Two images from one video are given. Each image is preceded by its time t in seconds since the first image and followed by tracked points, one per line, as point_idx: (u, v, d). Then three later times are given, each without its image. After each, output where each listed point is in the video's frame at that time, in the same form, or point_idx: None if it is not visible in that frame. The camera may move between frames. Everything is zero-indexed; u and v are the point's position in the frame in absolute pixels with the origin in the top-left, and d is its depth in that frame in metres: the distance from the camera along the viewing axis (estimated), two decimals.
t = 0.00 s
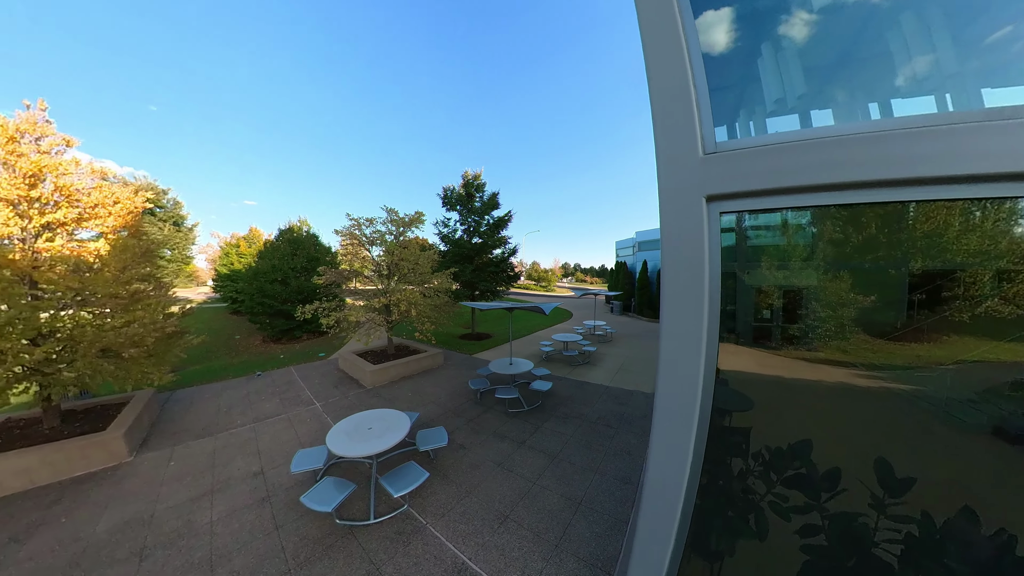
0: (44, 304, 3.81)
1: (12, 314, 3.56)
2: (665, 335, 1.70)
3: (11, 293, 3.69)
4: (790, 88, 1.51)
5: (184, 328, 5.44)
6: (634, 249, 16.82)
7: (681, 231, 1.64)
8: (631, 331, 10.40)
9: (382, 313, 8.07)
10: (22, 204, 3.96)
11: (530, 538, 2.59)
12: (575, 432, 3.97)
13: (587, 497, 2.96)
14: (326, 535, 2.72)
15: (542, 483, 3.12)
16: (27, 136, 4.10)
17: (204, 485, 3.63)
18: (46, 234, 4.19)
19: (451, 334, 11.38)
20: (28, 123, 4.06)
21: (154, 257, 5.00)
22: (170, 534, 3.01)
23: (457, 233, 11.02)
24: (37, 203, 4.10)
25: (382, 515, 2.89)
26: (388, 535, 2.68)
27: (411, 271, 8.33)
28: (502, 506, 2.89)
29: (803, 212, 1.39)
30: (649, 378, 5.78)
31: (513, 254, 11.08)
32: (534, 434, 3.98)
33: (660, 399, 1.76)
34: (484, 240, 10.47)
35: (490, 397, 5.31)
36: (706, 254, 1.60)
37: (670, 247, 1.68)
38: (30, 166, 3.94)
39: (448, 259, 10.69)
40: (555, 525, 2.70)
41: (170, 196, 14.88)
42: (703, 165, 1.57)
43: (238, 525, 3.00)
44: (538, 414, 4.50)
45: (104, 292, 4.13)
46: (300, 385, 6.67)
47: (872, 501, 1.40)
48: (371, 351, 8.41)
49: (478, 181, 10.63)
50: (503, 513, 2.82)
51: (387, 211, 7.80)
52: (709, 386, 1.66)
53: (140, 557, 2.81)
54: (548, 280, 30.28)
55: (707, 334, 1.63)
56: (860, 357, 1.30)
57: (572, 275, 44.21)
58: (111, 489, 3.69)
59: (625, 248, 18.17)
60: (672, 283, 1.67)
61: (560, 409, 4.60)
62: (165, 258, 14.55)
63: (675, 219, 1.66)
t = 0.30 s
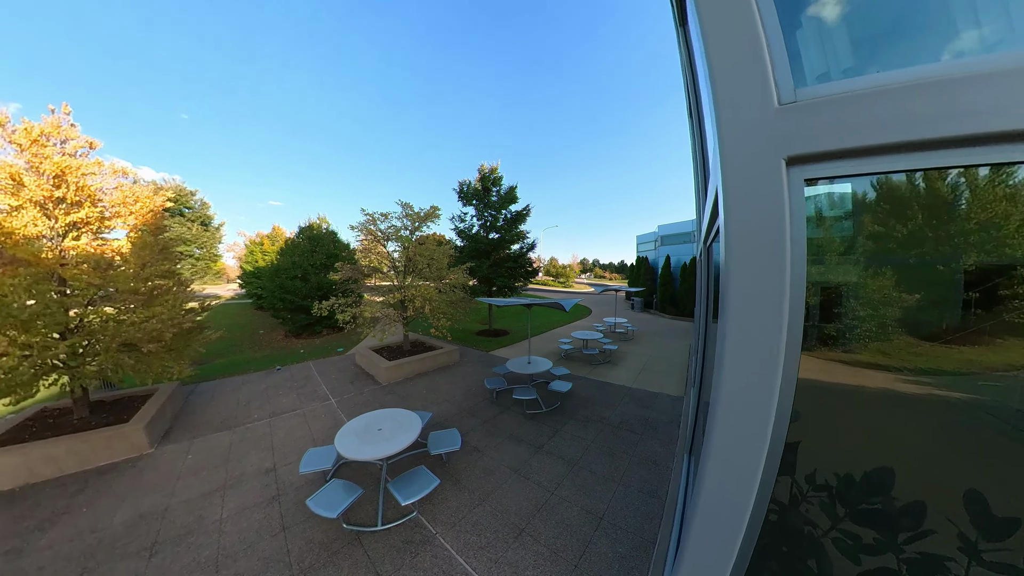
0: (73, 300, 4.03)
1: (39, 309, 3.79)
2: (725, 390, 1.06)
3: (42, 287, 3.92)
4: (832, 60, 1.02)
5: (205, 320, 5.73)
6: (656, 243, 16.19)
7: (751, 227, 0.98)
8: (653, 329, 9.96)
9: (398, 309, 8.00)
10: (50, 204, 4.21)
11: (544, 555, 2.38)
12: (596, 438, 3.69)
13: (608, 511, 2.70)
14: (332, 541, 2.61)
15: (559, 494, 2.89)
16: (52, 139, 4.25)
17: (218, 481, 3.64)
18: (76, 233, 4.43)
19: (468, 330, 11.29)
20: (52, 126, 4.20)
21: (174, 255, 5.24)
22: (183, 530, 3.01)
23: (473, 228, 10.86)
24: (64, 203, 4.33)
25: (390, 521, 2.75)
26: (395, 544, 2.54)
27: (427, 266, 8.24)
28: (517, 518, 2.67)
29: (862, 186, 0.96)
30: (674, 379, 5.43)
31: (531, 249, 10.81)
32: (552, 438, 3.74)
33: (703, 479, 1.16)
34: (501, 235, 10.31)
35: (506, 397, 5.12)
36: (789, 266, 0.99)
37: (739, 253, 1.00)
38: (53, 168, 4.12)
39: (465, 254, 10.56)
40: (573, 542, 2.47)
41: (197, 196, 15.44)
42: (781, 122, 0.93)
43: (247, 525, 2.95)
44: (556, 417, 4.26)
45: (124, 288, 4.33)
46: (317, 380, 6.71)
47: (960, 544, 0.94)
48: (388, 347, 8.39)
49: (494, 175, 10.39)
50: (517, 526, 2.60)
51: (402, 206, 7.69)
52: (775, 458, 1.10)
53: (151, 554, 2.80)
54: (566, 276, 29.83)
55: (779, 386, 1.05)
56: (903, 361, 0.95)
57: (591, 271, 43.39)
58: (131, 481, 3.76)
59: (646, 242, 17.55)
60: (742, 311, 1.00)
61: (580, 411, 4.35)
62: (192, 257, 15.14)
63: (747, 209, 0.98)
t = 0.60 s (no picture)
0: (95, 300, 4.28)
1: (66, 305, 4.05)
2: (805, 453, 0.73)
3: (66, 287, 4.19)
4: None
5: (224, 317, 5.97)
6: (678, 238, 15.45)
7: (859, 207, 0.64)
8: (676, 328, 9.50)
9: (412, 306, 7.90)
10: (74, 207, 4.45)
11: None
12: (616, 447, 3.43)
13: (627, 532, 2.46)
14: (332, 549, 2.51)
15: (574, 509, 2.66)
16: (76, 144, 4.48)
17: (229, 477, 3.66)
18: (99, 233, 4.65)
19: (484, 327, 11.15)
20: (74, 132, 4.44)
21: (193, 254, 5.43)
22: (192, 527, 3.02)
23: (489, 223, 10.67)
24: (88, 205, 4.57)
25: (393, 531, 2.62)
26: (397, 557, 2.39)
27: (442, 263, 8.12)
28: (527, 535, 2.48)
29: (969, 148, 0.66)
30: (699, 383, 5.07)
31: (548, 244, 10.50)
32: (568, 445, 3.52)
33: (760, 567, 0.84)
34: (518, 230, 10.10)
35: (520, 399, 4.92)
36: (918, 273, 0.64)
37: (840, 246, 0.65)
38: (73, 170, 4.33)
39: (481, 250, 10.41)
40: (586, 565, 2.25)
41: (222, 197, 16.00)
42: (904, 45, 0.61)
43: (252, 525, 2.93)
44: (571, 422, 4.03)
45: (144, 285, 4.49)
46: (332, 376, 6.75)
47: None
48: (403, 343, 8.36)
49: (511, 168, 10.14)
50: (527, 544, 2.40)
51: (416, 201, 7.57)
52: (865, 546, 0.76)
53: (160, 550, 2.83)
54: (584, 273, 29.24)
55: (888, 451, 0.71)
56: (955, 368, 0.69)
57: (610, 267, 42.46)
58: (150, 474, 3.85)
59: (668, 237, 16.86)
60: (841, 335, 0.66)
61: (599, 417, 4.09)
62: (219, 255, 15.74)
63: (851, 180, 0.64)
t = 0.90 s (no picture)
0: (120, 295, 4.45)
1: (94, 298, 4.22)
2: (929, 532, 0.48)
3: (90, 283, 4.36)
4: None
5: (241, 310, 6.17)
6: (703, 233, 14.71)
7: None
8: (700, 326, 8.98)
9: (425, 301, 7.81)
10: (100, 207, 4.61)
11: None
12: (633, 455, 3.18)
13: (642, 552, 2.24)
14: (329, 551, 2.44)
15: (583, 522, 2.46)
16: (100, 146, 4.58)
17: (239, 469, 3.73)
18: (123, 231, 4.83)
19: (499, 323, 11.00)
20: (98, 135, 4.53)
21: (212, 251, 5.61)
22: (199, 517, 3.09)
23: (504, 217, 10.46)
24: (113, 205, 4.73)
25: (393, 535, 2.52)
26: (394, 565, 2.28)
27: (455, 257, 8.01)
28: (532, 549, 2.30)
29: None
30: (725, 386, 4.70)
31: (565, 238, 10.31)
32: (581, 451, 3.30)
33: None
34: (534, 224, 9.85)
35: (532, 398, 4.73)
36: None
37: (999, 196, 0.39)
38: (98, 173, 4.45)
39: (496, 245, 10.24)
40: None
41: (247, 197, 16.59)
42: None
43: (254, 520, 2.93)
44: (584, 425, 3.81)
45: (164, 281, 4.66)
46: (346, 371, 6.79)
47: None
48: (417, 338, 8.33)
49: (526, 161, 9.88)
50: (531, 560, 2.23)
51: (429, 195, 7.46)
52: None
53: (168, 539, 2.91)
54: (603, 269, 28.55)
55: None
56: None
57: (629, 263, 41.38)
58: (166, 463, 3.97)
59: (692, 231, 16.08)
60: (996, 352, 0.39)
61: (614, 421, 3.84)
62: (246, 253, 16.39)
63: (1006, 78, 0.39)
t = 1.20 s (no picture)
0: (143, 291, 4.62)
1: (119, 295, 4.39)
2: None
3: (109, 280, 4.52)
4: None
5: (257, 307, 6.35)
6: (728, 227, 13.92)
7: None
8: (724, 327, 8.48)
9: (436, 297, 7.72)
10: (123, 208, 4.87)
11: None
12: (649, 468, 2.93)
13: None
14: (323, 556, 2.37)
15: (590, 542, 2.26)
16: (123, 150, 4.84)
17: (246, 463, 3.84)
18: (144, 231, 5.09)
19: (513, 320, 10.84)
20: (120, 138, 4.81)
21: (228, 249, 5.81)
22: (205, 510, 3.20)
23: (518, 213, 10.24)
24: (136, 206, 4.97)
25: (388, 542, 2.42)
26: None
27: (468, 253, 7.89)
28: (532, 568, 2.13)
29: None
30: (751, 393, 4.34)
31: (582, 233, 10.00)
32: (593, 461, 3.08)
33: None
34: (549, 219, 9.59)
35: (543, 401, 4.55)
36: None
37: None
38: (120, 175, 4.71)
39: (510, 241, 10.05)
40: None
41: (269, 197, 17.24)
42: None
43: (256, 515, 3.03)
44: (596, 432, 3.59)
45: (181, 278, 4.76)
46: (359, 367, 6.84)
47: None
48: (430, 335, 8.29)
49: (541, 154, 9.60)
50: None
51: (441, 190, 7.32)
52: None
53: (174, 529, 3.02)
54: (622, 265, 27.77)
55: None
56: None
57: (650, 260, 40.14)
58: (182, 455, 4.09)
59: (716, 226, 15.28)
60: None
61: (628, 428, 3.60)
62: (270, 250, 17.02)
63: None
